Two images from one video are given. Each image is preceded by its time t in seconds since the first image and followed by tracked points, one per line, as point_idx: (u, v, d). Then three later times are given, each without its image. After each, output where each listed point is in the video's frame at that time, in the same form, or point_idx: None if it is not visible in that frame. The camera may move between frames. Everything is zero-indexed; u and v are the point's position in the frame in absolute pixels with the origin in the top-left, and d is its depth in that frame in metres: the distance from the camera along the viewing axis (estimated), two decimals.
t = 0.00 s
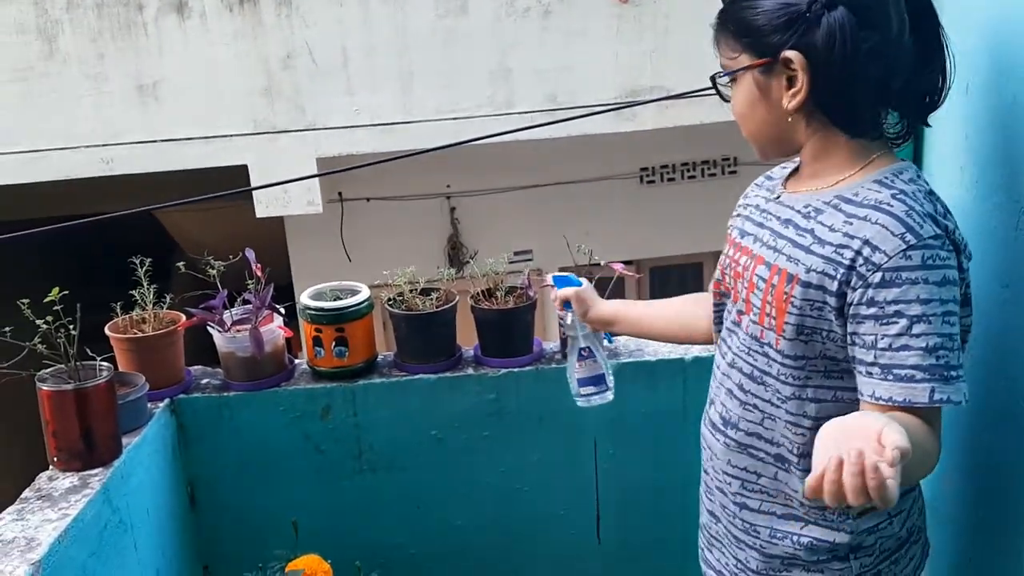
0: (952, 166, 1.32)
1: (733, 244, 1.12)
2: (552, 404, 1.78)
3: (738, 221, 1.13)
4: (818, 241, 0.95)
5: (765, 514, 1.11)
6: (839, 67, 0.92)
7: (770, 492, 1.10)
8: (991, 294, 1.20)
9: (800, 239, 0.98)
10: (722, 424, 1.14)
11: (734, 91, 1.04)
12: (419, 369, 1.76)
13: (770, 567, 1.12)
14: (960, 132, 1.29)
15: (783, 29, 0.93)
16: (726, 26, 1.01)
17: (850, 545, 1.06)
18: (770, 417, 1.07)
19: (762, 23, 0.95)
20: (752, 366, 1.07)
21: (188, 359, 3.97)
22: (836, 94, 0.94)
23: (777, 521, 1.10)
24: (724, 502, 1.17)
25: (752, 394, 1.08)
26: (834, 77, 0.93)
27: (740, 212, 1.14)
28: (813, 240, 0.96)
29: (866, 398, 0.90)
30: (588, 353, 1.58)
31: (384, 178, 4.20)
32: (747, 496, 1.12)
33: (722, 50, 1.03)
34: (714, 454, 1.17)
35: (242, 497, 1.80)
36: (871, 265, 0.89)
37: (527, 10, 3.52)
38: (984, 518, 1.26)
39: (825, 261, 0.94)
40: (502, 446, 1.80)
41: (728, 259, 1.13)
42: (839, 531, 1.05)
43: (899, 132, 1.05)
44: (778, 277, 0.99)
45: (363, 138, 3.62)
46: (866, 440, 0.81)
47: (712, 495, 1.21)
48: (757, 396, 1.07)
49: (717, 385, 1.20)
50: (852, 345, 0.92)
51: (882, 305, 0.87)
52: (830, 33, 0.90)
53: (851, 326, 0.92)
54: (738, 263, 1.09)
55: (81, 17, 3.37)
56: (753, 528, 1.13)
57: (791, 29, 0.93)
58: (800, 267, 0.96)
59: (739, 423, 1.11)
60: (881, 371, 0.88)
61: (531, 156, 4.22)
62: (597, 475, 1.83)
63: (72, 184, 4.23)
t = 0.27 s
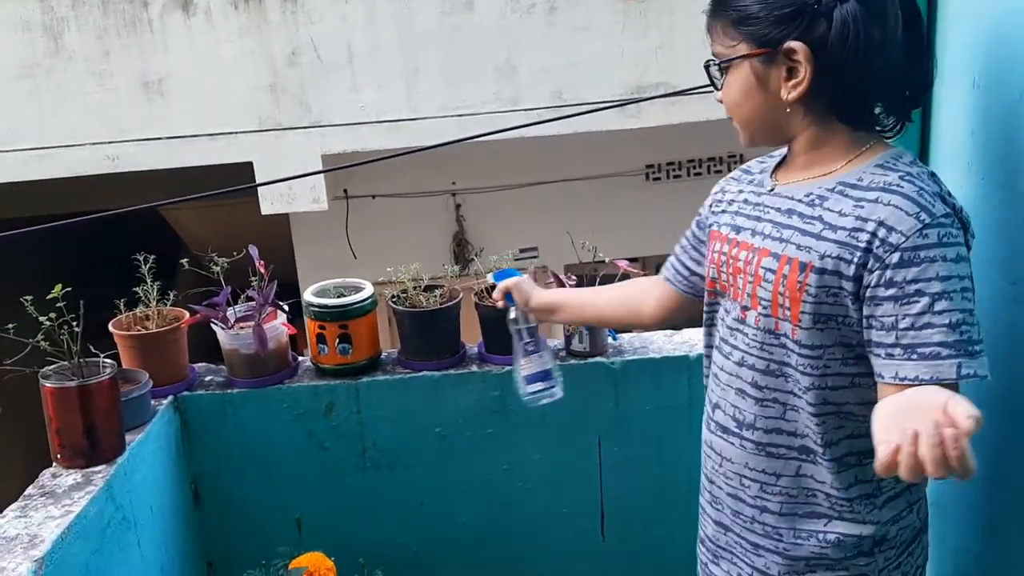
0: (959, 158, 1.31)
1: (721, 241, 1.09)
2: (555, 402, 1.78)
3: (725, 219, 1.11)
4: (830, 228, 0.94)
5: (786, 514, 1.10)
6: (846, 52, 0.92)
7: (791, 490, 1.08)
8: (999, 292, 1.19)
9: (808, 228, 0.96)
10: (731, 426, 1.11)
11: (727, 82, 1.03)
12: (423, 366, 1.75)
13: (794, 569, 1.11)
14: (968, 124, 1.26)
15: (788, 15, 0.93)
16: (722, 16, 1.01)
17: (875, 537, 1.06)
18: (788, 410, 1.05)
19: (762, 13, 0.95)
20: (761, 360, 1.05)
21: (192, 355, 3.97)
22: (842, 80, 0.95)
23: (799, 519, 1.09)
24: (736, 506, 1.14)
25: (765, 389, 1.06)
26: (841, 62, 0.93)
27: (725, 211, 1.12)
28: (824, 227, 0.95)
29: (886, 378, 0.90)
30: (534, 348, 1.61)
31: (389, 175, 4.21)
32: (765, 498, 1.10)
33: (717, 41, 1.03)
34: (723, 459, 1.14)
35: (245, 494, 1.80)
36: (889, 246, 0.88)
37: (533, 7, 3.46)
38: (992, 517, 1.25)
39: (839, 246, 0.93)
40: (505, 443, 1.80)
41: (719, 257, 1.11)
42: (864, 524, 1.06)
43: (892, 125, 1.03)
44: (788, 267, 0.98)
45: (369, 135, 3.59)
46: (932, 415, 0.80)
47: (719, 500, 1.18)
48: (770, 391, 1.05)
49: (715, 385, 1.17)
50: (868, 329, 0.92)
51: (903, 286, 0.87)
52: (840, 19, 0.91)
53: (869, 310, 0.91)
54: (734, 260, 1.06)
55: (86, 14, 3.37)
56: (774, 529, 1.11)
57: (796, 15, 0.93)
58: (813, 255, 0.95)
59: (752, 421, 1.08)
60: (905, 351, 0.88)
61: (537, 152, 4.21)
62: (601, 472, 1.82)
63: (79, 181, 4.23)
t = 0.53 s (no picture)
0: (961, 161, 1.26)
1: (724, 247, 1.06)
2: (559, 404, 1.78)
3: (719, 228, 1.08)
4: (846, 226, 0.93)
5: (802, 523, 1.07)
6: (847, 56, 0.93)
7: (807, 498, 1.05)
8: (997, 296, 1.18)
9: (822, 229, 0.95)
10: (739, 439, 1.07)
11: (717, 80, 1.02)
12: (429, 367, 1.75)
13: None
14: (970, 125, 1.22)
15: (789, 18, 0.93)
16: (716, 16, 1.00)
17: (891, 537, 1.05)
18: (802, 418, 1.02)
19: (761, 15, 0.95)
20: (771, 368, 1.02)
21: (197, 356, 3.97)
22: (841, 84, 0.95)
23: (815, 527, 1.06)
24: (750, 520, 1.10)
25: (778, 397, 1.02)
26: (842, 67, 0.93)
27: (717, 220, 1.09)
28: (838, 225, 0.93)
29: (918, 370, 0.89)
30: (494, 344, 1.60)
31: (394, 175, 4.21)
32: (781, 510, 1.07)
33: (709, 39, 1.02)
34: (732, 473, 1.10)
35: (250, 495, 1.80)
36: (909, 238, 0.88)
37: (538, 7, 3.45)
38: (998, 523, 1.23)
39: (857, 243, 0.92)
40: (510, 444, 1.80)
41: (717, 266, 1.07)
42: (883, 524, 1.04)
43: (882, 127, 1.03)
44: (803, 269, 0.96)
45: (374, 135, 3.58)
46: None
47: (727, 516, 1.13)
48: (783, 399, 1.02)
49: (715, 395, 1.13)
50: (891, 324, 0.91)
51: (927, 276, 0.87)
52: (843, 24, 0.91)
53: (892, 304, 0.90)
54: (740, 266, 1.03)
55: (93, 15, 3.38)
56: (792, 540, 1.07)
57: (798, 19, 0.93)
58: (831, 255, 0.94)
59: (766, 431, 1.04)
60: (937, 341, 0.87)
61: (542, 152, 4.21)
62: (607, 473, 1.82)
63: (85, 181, 4.24)
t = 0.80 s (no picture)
0: (967, 162, 1.22)
1: (705, 254, 1.03)
2: (559, 404, 1.78)
3: (696, 236, 1.06)
4: (826, 224, 0.91)
5: (816, 521, 1.03)
6: (824, 74, 0.90)
7: (818, 494, 1.02)
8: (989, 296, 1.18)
9: (804, 228, 0.93)
10: (743, 444, 1.03)
11: (690, 81, 1.00)
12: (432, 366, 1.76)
13: None
14: (976, 127, 1.18)
15: (770, 31, 0.91)
16: (694, 17, 0.96)
17: (908, 524, 1.02)
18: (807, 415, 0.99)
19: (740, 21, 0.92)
20: (771, 368, 0.99)
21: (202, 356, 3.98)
22: (814, 99, 0.93)
23: (829, 523, 1.03)
24: (760, 528, 1.05)
25: (779, 397, 0.99)
26: (817, 84, 0.91)
27: (694, 229, 1.06)
28: (818, 225, 0.92)
29: (914, 357, 0.88)
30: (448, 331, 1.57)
31: (398, 175, 4.21)
32: (794, 510, 1.03)
33: (685, 40, 0.99)
34: (737, 481, 1.05)
35: (255, 493, 1.81)
36: (890, 228, 0.87)
37: (541, 8, 3.45)
38: (997, 524, 1.22)
39: (841, 239, 0.90)
40: (511, 444, 1.81)
41: (704, 274, 1.04)
42: (898, 511, 1.01)
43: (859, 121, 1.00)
44: (790, 270, 0.93)
45: (377, 137, 3.58)
46: None
47: (734, 529, 1.08)
48: (786, 397, 0.99)
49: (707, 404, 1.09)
50: (882, 315, 0.90)
51: (912, 264, 0.86)
52: (824, 45, 0.88)
53: (882, 295, 0.89)
54: (723, 273, 1.00)
55: (98, 18, 3.39)
56: (806, 541, 1.03)
57: (777, 33, 0.91)
58: (815, 254, 0.91)
59: (771, 432, 1.01)
60: (930, 326, 0.86)
61: (546, 153, 4.21)
62: (609, 472, 1.83)
63: (90, 182, 4.25)
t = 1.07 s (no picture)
0: (970, 163, 1.22)
1: (684, 266, 1.03)
2: (563, 404, 1.78)
3: (671, 248, 1.05)
4: (803, 221, 0.92)
5: (850, 510, 1.00)
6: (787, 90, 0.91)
7: (849, 481, 0.99)
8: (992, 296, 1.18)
9: (781, 229, 0.93)
10: (763, 443, 1.01)
11: (653, 90, 1.00)
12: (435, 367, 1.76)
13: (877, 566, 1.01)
14: (979, 129, 1.18)
15: (737, 45, 0.92)
16: (659, 26, 0.97)
17: (940, 502, 1.00)
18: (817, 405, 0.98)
19: (706, 31, 0.92)
20: (772, 364, 0.98)
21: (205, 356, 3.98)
22: (776, 116, 0.94)
23: (863, 510, 1.00)
24: (791, 527, 1.03)
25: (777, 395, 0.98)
26: (781, 102, 0.92)
27: (667, 242, 1.06)
28: (794, 222, 0.92)
29: (908, 339, 0.89)
30: (404, 335, 1.56)
31: (401, 176, 4.21)
32: (827, 501, 1.00)
33: (649, 48, 0.99)
34: (761, 483, 1.03)
35: (258, 494, 1.81)
36: (867, 216, 0.88)
37: (544, 8, 3.43)
38: (1003, 525, 1.21)
39: (818, 234, 0.91)
40: (514, 444, 1.80)
41: (687, 286, 1.03)
42: (927, 489, 0.99)
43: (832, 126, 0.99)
44: (774, 270, 0.93)
45: (380, 137, 3.58)
46: None
47: (764, 533, 1.05)
48: (796, 389, 0.97)
49: (706, 413, 1.08)
50: (873, 302, 0.91)
51: (893, 245, 0.87)
52: (789, 63, 0.90)
53: (869, 283, 0.90)
54: (705, 284, 1.00)
55: (102, 18, 3.39)
56: (842, 532, 1.01)
57: (743, 49, 0.92)
58: (797, 251, 0.92)
59: (787, 426, 0.99)
60: (922, 304, 0.86)
61: (549, 153, 4.20)
62: (612, 473, 1.83)
63: (93, 183, 4.26)
